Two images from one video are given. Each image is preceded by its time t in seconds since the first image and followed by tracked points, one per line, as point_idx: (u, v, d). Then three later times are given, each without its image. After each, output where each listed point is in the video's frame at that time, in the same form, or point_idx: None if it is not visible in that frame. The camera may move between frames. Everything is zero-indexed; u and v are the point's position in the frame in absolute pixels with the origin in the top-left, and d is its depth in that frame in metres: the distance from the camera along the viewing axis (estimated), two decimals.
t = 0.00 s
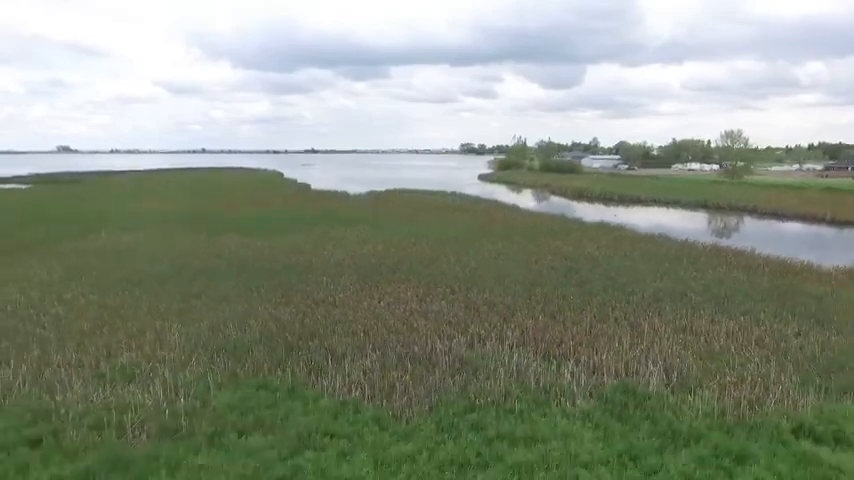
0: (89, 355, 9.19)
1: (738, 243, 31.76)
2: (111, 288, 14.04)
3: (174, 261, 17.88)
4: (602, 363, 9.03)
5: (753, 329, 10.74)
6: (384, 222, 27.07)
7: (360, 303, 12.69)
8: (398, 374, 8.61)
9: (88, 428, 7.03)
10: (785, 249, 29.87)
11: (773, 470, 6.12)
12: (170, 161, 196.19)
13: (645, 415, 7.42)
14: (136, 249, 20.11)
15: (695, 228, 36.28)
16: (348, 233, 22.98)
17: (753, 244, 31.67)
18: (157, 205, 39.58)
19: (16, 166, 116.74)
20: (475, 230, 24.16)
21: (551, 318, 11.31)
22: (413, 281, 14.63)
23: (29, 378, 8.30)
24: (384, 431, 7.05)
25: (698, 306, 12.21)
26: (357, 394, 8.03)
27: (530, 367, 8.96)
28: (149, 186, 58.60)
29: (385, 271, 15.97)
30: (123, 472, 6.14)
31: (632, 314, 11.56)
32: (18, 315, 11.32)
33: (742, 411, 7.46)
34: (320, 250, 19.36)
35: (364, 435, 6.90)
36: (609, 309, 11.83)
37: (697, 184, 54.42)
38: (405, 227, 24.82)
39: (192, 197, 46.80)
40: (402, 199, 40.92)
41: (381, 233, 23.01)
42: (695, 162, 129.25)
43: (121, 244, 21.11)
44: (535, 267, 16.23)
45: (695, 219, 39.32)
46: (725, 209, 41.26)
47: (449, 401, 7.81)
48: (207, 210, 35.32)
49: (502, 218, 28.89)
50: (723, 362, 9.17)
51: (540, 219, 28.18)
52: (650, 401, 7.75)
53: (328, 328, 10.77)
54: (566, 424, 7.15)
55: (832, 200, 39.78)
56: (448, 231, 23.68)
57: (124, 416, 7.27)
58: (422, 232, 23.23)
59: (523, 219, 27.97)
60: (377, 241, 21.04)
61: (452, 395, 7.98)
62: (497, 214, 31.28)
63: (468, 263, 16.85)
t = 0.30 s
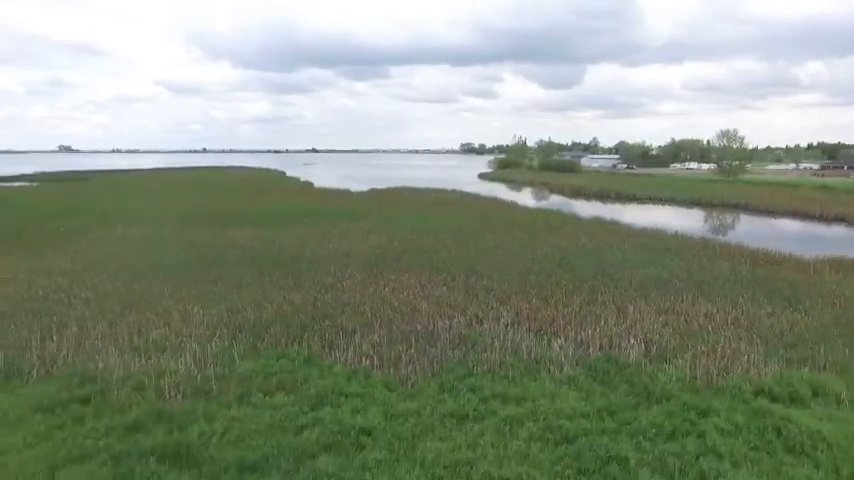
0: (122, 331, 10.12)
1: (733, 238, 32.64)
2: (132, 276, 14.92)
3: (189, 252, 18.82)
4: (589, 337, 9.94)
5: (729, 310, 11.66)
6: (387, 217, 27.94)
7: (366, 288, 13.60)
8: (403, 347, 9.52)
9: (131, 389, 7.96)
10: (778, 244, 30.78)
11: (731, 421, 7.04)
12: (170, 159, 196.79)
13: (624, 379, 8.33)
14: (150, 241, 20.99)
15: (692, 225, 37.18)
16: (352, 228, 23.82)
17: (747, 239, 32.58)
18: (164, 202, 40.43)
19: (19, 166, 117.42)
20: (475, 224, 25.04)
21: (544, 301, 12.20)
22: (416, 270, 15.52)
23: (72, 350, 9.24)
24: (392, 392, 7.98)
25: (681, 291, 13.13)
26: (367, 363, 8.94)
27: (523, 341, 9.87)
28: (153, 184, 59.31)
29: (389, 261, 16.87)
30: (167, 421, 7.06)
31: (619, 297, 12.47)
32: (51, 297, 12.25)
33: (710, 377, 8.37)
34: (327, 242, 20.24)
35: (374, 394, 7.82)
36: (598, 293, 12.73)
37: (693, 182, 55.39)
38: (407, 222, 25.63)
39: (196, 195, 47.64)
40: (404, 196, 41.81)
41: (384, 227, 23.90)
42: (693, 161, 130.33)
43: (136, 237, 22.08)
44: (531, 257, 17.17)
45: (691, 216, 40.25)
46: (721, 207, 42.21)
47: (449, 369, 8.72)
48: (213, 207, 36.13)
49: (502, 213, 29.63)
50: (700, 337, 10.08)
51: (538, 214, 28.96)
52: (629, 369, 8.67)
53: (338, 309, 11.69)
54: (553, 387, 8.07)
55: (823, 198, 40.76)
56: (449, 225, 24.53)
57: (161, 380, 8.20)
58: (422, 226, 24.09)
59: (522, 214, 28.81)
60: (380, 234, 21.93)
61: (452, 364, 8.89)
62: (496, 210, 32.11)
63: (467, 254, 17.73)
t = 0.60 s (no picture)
0: (149, 311, 10.99)
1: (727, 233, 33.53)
2: (150, 265, 15.78)
3: (200, 245, 19.65)
4: (577, 317, 10.83)
5: (709, 294, 12.55)
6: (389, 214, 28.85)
7: (371, 276, 14.48)
8: (406, 324, 10.41)
9: (163, 357, 8.87)
10: (770, 238, 31.69)
11: (700, 383, 7.92)
12: (170, 159, 197.49)
13: (607, 351, 9.23)
14: (161, 236, 21.83)
15: (687, 222, 38.11)
16: (355, 224, 24.69)
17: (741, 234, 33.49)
18: (169, 200, 41.25)
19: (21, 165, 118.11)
20: (474, 220, 25.96)
21: (537, 286, 13.08)
22: (417, 260, 16.42)
23: (105, 326, 10.11)
24: (397, 360, 8.87)
25: (666, 278, 14.02)
26: (374, 338, 9.83)
27: (517, 319, 10.78)
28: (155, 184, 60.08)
29: (392, 252, 17.77)
30: (199, 382, 7.97)
31: (607, 283, 13.36)
32: (78, 283, 13.12)
33: (685, 348, 9.26)
34: (333, 236, 21.13)
35: (382, 362, 8.71)
36: (588, 280, 13.61)
37: (689, 180, 56.37)
38: (407, 218, 26.48)
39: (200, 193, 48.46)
40: (405, 194, 42.70)
41: (386, 223, 24.81)
42: (692, 160, 131.40)
43: (147, 232, 22.90)
44: (528, 249, 18.08)
45: (687, 213, 41.20)
46: (715, 204, 43.18)
47: (449, 342, 9.61)
48: (219, 205, 36.95)
49: (500, 211, 30.56)
50: (679, 316, 10.96)
51: (536, 211, 29.89)
52: (612, 342, 9.56)
53: (346, 293, 12.58)
54: (542, 356, 8.96)
55: (815, 195, 41.70)
56: (449, 221, 25.42)
57: (190, 351, 9.08)
58: (422, 222, 24.96)
59: (520, 212, 29.71)
60: (383, 229, 22.83)
61: (451, 338, 9.78)
62: (494, 207, 33.01)
63: (467, 246, 18.63)
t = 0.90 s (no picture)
0: (171, 294, 11.86)
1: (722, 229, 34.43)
2: (166, 255, 16.67)
3: (211, 238, 20.52)
4: (568, 299, 11.71)
5: (693, 280, 13.43)
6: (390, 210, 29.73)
7: (376, 265, 15.37)
8: (410, 305, 11.30)
9: (189, 332, 9.74)
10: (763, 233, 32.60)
11: (674, 353, 8.81)
12: (171, 159, 198.20)
13: (593, 327, 10.12)
14: (173, 230, 22.72)
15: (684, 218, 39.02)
16: (358, 219, 25.58)
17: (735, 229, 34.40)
18: (175, 198, 42.10)
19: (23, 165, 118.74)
20: (474, 217, 26.84)
21: (532, 273, 13.98)
22: (419, 251, 17.32)
23: (132, 307, 10.98)
24: (402, 335, 9.76)
25: (654, 266, 14.91)
26: (380, 316, 10.72)
27: (512, 301, 11.66)
28: (159, 183, 60.90)
29: (395, 244, 18.67)
30: (223, 352, 8.85)
31: (598, 271, 14.26)
32: (102, 270, 14.00)
33: (665, 325, 10.15)
34: (338, 230, 22.03)
35: (388, 336, 9.60)
36: (580, 267, 14.50)
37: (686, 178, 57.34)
38: (409, 215, 27.35)
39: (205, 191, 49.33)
40: (406, 191, 43.65)
41: (388, 218, 25.71)
42: (690, 159, 132.39)
43: (158, 228, 23.79)
44: (524, 242, 18.97)
45: (684, 210, 42.13)
46: (711, 201, 44.10)
47: (449, 320, 10.50)
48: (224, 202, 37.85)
49: (500, 207, 31.47)
50: (662, 298, 11.85)
51: (534, 207, 30.78)
52: (598, 319, 10.46)
53: (353, 279, 13.47)
54: (533, 332, 9.85)
55: (808, 192, 42.66)
56: (449, 218, 26.28)
57: (212, 327, 9.96)
58: (423, 218, 25.81)
59: (518, 208, 30.63)
60: (386, 224, 23.74)
61: (451, 317, 10.68)
62: (494, 204, 33.89)
63: (466, 239, 19.51)
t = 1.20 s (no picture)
0: (189, 279, 12.73)
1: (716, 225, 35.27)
2: (180, 247, 17.52)
3: (221, 232, 21.35)
4: (559, 284, 12.57)
5: (678, 268, 14.31)
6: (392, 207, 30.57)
7: (379, 255, 16.23)
8: (412, 289, 12.16)
9: (209, 312, 10.63)
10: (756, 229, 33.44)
11: (653, 328, 9.69)
12: (172, 158, 199.14)
13: (581, 307, 11.00)
14: (183, 225, 23.56)
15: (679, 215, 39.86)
16: (360, 215, 26.41)
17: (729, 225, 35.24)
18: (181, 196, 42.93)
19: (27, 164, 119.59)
20: (473, 213, 27.69)
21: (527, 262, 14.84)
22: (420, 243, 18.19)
23: (155, 290, 11.85)
24: (405, 314, 10.63)
25: (642, 256, 15.78)
26: (384, 299, 11.59)
27: (507, 286, 12.52)
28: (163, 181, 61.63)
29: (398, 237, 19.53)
30: (243, 327, 9.73)
31: (589, 260, 15.13)
32: (122, 260, 14.85)
33: (647, 306, 11.02)
34: (342, 225, 22.90)
35: (392, 315, 10.48)
36: (572, 257, 15.36)
37: (683, 176, 58.15)
38: (410, 211, 28.20)
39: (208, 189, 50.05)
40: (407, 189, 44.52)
41: (390, 214, 26.56)
42: (689, 159, 133.17)
43: (168, 224, 24.65)
44: (521, 235, 19.84)
45: (680, 207, 42.97)
46: (706, 198, 44.95)
47: (448, 302, 11.38)
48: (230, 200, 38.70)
49: (499, 204, 32.34)
50: (647, 283, 12.71)
51: (532, 204, 31.68)
52: (586, 301, 11.32)
53: (358, 268, 14.33)
54: (526, 311, 10.73)
55: (802, 190, 43.49)
56: (449, 214, 27.11)
57: (231, 307, 10.83)
58: (423, 214, 26.64)
59: (516, 205, 31.52)
60: (389, 219, 24.61)
61: (450, 299, 11.54)
62: (494, 201, 34.73)
63: (465, 233, 20.39)
